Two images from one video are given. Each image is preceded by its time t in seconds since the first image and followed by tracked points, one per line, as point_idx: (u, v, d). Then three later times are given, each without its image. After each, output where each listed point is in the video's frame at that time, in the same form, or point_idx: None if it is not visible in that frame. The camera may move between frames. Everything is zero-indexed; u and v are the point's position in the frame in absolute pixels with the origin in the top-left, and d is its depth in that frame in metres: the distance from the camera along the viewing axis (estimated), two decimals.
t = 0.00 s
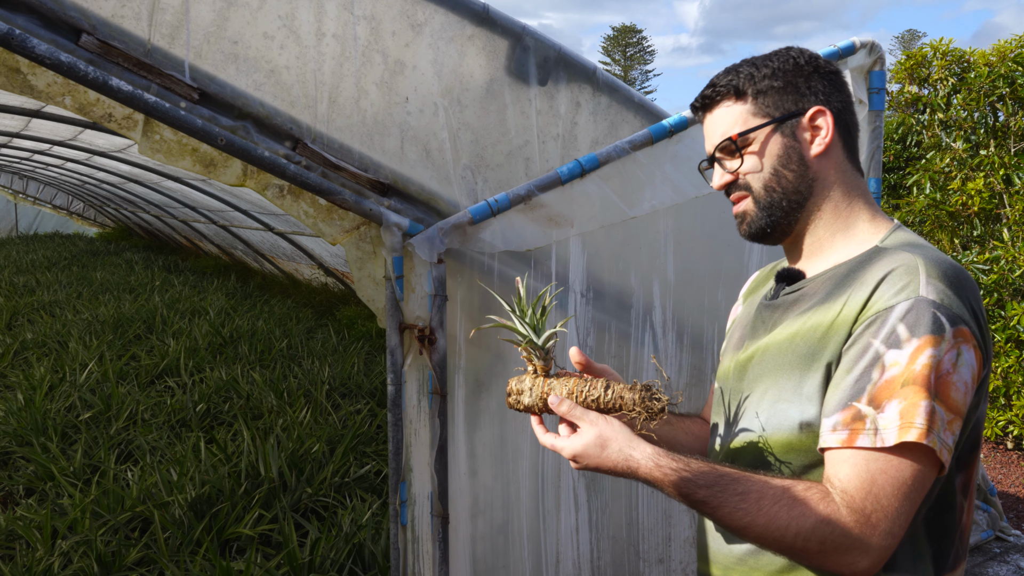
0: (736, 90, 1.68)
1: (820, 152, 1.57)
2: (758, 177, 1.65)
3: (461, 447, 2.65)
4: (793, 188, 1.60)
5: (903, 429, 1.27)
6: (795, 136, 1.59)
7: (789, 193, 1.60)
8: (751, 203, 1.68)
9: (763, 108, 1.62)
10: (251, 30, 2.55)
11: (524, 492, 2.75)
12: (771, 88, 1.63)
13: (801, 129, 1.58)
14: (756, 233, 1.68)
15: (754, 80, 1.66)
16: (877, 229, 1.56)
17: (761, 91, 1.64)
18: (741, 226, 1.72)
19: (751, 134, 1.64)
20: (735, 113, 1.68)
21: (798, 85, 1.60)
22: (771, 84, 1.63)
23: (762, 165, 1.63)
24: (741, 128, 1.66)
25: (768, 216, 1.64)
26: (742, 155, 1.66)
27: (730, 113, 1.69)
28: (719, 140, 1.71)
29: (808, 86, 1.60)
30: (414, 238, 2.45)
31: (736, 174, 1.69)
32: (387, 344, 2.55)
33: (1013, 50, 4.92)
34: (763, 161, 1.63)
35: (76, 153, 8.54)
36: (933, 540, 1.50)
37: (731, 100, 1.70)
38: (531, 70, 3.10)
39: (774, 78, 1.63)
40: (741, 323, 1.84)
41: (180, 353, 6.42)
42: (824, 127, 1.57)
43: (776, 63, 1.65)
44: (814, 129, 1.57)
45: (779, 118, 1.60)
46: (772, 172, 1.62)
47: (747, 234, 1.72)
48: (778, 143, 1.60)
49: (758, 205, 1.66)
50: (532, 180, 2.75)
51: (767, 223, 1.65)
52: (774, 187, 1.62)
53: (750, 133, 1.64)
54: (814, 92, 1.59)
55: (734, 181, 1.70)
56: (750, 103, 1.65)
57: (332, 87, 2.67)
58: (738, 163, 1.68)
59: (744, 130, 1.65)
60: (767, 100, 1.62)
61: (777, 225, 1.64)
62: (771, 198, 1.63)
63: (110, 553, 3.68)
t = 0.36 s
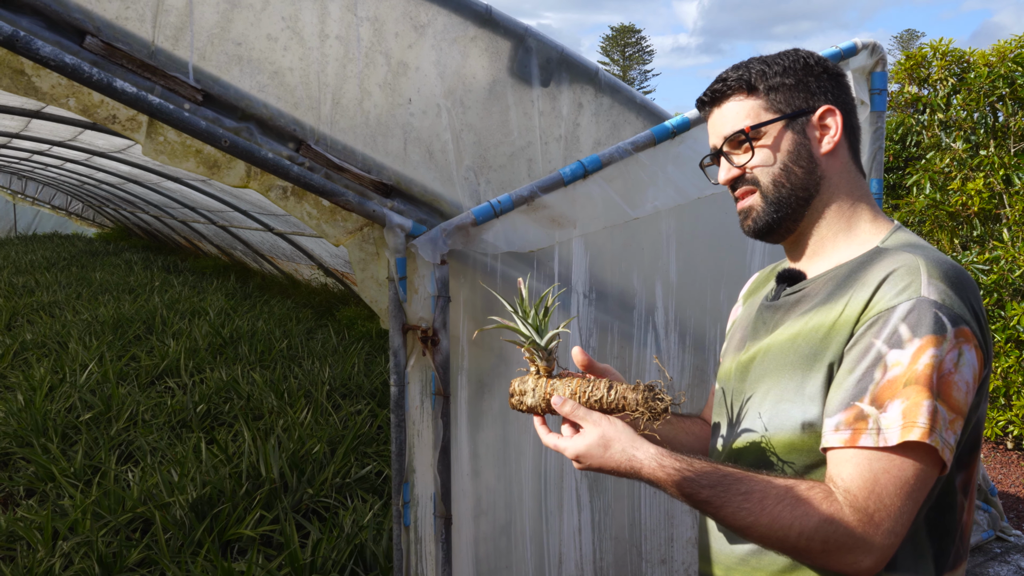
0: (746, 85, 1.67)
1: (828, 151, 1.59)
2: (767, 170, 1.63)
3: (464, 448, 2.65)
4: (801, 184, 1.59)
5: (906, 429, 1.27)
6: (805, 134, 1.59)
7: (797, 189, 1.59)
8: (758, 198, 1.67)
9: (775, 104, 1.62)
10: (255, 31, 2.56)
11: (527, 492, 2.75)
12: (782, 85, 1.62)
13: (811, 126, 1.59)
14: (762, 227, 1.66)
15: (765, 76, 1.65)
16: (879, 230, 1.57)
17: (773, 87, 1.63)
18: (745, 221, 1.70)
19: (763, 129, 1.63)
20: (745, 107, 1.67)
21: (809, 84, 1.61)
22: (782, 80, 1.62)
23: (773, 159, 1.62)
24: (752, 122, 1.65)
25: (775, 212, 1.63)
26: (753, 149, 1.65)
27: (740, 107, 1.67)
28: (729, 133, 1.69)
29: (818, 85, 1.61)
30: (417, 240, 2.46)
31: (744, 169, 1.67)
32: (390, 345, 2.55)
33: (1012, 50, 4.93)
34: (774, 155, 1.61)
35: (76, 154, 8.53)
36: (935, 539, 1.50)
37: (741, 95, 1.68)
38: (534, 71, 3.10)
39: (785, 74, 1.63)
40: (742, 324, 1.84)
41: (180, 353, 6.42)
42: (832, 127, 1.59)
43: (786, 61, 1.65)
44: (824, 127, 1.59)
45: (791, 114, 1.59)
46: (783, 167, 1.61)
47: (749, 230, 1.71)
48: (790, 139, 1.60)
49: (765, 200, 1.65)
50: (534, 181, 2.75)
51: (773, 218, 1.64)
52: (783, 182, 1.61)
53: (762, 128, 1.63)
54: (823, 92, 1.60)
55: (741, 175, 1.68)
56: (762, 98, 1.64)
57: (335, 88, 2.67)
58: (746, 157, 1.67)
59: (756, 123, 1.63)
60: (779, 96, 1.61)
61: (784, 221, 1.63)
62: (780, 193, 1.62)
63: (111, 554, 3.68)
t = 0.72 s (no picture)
0: (747, 85, 1.66)
1: (830, 151, 1.59)
2: (768, 171, 1.63)
3: (465, 449, 2.64)
4: (803, 185, 1.59)
5: (908, 429, 1.27)
6: (806, 134, 1.59)
7: (799, 189, 1.59)
8: (759, 199, 1.67)
9: (776, 104, 1.61)
10: (255, 31, 2.55)
11: (528, 493, 2.75)
12: (783, 85, 1.61)
13: (812, 127, 1.59)
14: (763, 228, 1.66)
15: (766, 76, 1.64)
16: (880, 230, 1.57)
17: (773, 87, 1.62)
18: (747, 221, 1.69)
19: (765, 130, 1.62)
20: (746, 108, 1.66)
21: (809, 84, 1.61)
22: (782, 80, 1.62)
23: (775, 160, 1.61)
24: (753, 123, 1.64)
25: (776, 213, 1.63)
26: (755, 150, 1.64)
27: (741, 107, 1.67)
28: (730, 134, 1.69)
29: (818, 85, 1.61)
30: (418, 239, 2.44)
31: (745, 170, 1.67)
32: (391, 346, 2.53)
33: (1012, 50, 4.92)
34: (776, 156, 1.61)
35: (75, 154, 8.52)
36: (937, 539, 1.49)
37: (741, 95, 1.68)
38: (534, 72, 3.10)
39: (785, 75, 1.63)
40: (743, 324, 1.84)
41: (179, 353, 6.41)
42: (833, 127, 1.59)
43: (786, 61, 1.65)
44: (825, 127, 1.58)
45: (792, 114, 1.59)
46: (784, 168, 1.61)
47: (750, 231, 1.70)
48: (791, 139, 1.59)
49: (766, 201, 1.64)
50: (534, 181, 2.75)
51: (774, 218, 1.63)
52: (785, 183, 1.61)
53: (763, 129, 1.62)
54: (824, 92, 1.60)
55: (743, 176, 1.67)
56: (762, 98, 1.64)
57: (336, 88, 2.67)
58: (747, 159, 1.66)
59: (758, 124, 1.63)
60: (780, 97, 1.61)
61: (785, 222, 1.62)
62: (781, 194, 1.61)
63: (110, 555, 3.67)
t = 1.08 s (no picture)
0: (741, 98, 1.67)
1: (827, 159, 1.58)
2: (766, 185, 1.64)
3: (467, 450, 2.64)
4: (801, 196, 1.60)
5: (913, 431, 1.27)
6: (802, 144, 1.59)
7: (797, 200, 1.60)
8: (757, 211, 1.68)
9: (770, 116, 1.62)
10: (258, 33, 2.56)
11: (530, 495, 2.75)
12: (777, 95, 1.62)
13: (808, 136, 1.59)
14: (763, 238, 1.68)
15: (759, 87, 1.65)
16: (883, 233, 1.56)
17: (766, 98, 1.63)
18: (748, 232, 1.71)
19: (760, 143, 1.63)
20: (741, 121, 1.67)
21: (804, 91, 1.60)
22: (776, 91, 1.62)
23: (771, 175, 1.62)
24: (748, 137, 1.65)
25: (775, 224, 1.64)
26: (752, 165, 1.65)
27: (737, 121, 1.67)
28: (727, 148, 1.70)
29: (813, 91, 1.60)
30: (420, 242, 2.45)
31: (744, 182, 1.68)
32: (393, 348, 2.54)
33: (1012, 51, 4.93)
34: (772, 171, 1.62)
35: (75, 155, 8.51)
36: (942, 541, 1.50)
37: (736, 108, 1.68)
38: (537, 74, 3.10)
39: (779, 84, 1.63)
40: (747, 327, 1.84)
41: (180, 354, 6.41)
42: (830, 134, 1.58)
43: (779, 69, 1.65)
44: (822, 135, 1.58)
45: (787, 125, 1.59)
46: (782, 180, 1.62)
47: (752, 239, 1.72)
48: (787, 150, 1.60)
49: (765, 213, 1.66)
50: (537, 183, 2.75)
51: (774, 230, 1.65)
52: (782, 196, 1.62)
53: (758, 142, 1.63)
54: (819, 98, 1.59)
55: (741, 189, 1.68)
56: (756, 110, 1.64)
57: (339, 90, 2.67)
58: (745, 172, 1.67)
59: (753, 139, 1.63)
60: (774, 108, 1.61)
61: (785, 232, 1.64)
62: (779, 207, 1.63)
63: (111, 557, 3.66)
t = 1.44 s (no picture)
0: (818, 82, 1.57)
1: (876, 169, 1.56)
2: (815, 177, 1.57)
3: (471, 452, 2.64)
4: (844, 199, 1.56)
5: (933, 434, 1.28)
6: (860, 148, 1.55)
7: (840, 201, 1.56)
8: (793, 199, 1.62)
9: (841, 113, 1.55)
10: (262, 35, 2.55)
11: (533, 496, 2.75)
12: (854, 93, 1.54)
13: (868, 142, 1.55)
14: (793, 230, 1.63)
15: (837, 77, 1.55)
16: (906, 239, 1.56)
17: (843, 93, 1.54)
18: (776, 218, 1.65)
19: (825, 136, 1.55)
20: (809, 106, 1.57)
21: (877, 96, 1.55)
22: (853, 88, 1.54)
23: (826, 169, 1.56)
24: (812, 126, 1.57)
25: (811, 217, 1.59)
26: (808, 153, 1.58)
27: (805, 105, 1.57)
28: (784, 128, 1.60)
29: (884, 99, 1.56)
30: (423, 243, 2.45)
31: (790, 168, 1.61)
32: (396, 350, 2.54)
33: (1011, 52, 4.93)
34: (829, 166, 1.55)
35: (74, 156, 8.50)
36: (947, 544, 1.50)
37: (805, 92, 1.58)
38: (539, 75, 3.10)
39: (857, 81, 1.55)
40: (761, 323, 1.83)
41: (179, 356, 6.39)
42: (886, 145, 1.57)
43: (859, 62, 1.56)
44: (880, 144, 1.56)
45: (852, 126, 1.54)
46: (831, 177, 1.56)
47: (777, 227, 1.67)
48: (848, 151, 1.55)
49: (803, 203, 1.60)
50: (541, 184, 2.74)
51: (808, 223, 1.60)
52: (828, 193, 1.57)
53: (824, 135, 1.55)
54: (885, 107, 1.56)
55: (785, 174, 1.62)
56: (829, 102, 1.55)
57: (342, 92, 2.67)
58: (796, 158, 1.60)
59: (819, 129, 1.55)
60: (848, 106, 1.54)
61: (817, 228, 1.59)
62: (822, 202, 1.57)
63: (111, 559, 3.65)
